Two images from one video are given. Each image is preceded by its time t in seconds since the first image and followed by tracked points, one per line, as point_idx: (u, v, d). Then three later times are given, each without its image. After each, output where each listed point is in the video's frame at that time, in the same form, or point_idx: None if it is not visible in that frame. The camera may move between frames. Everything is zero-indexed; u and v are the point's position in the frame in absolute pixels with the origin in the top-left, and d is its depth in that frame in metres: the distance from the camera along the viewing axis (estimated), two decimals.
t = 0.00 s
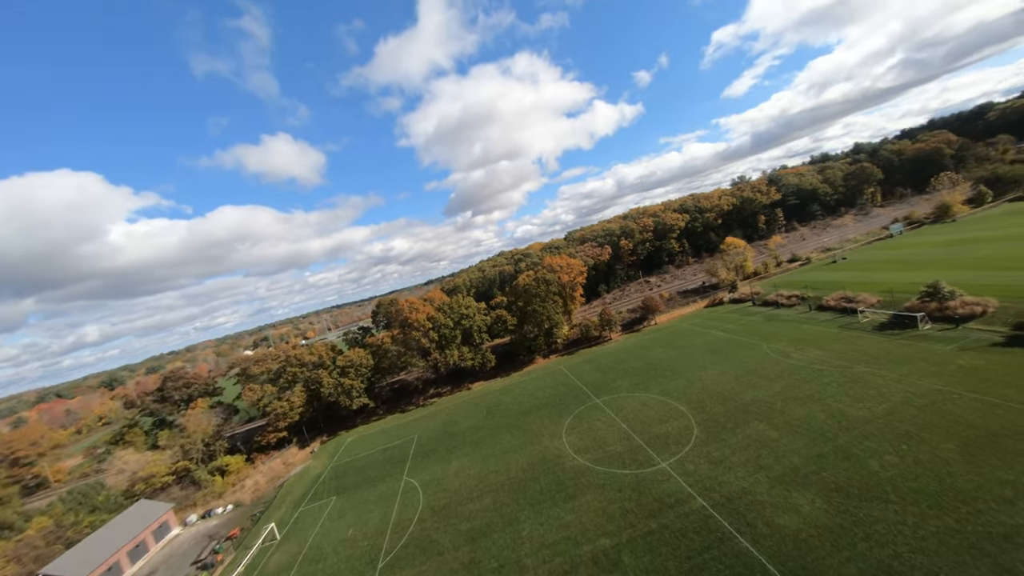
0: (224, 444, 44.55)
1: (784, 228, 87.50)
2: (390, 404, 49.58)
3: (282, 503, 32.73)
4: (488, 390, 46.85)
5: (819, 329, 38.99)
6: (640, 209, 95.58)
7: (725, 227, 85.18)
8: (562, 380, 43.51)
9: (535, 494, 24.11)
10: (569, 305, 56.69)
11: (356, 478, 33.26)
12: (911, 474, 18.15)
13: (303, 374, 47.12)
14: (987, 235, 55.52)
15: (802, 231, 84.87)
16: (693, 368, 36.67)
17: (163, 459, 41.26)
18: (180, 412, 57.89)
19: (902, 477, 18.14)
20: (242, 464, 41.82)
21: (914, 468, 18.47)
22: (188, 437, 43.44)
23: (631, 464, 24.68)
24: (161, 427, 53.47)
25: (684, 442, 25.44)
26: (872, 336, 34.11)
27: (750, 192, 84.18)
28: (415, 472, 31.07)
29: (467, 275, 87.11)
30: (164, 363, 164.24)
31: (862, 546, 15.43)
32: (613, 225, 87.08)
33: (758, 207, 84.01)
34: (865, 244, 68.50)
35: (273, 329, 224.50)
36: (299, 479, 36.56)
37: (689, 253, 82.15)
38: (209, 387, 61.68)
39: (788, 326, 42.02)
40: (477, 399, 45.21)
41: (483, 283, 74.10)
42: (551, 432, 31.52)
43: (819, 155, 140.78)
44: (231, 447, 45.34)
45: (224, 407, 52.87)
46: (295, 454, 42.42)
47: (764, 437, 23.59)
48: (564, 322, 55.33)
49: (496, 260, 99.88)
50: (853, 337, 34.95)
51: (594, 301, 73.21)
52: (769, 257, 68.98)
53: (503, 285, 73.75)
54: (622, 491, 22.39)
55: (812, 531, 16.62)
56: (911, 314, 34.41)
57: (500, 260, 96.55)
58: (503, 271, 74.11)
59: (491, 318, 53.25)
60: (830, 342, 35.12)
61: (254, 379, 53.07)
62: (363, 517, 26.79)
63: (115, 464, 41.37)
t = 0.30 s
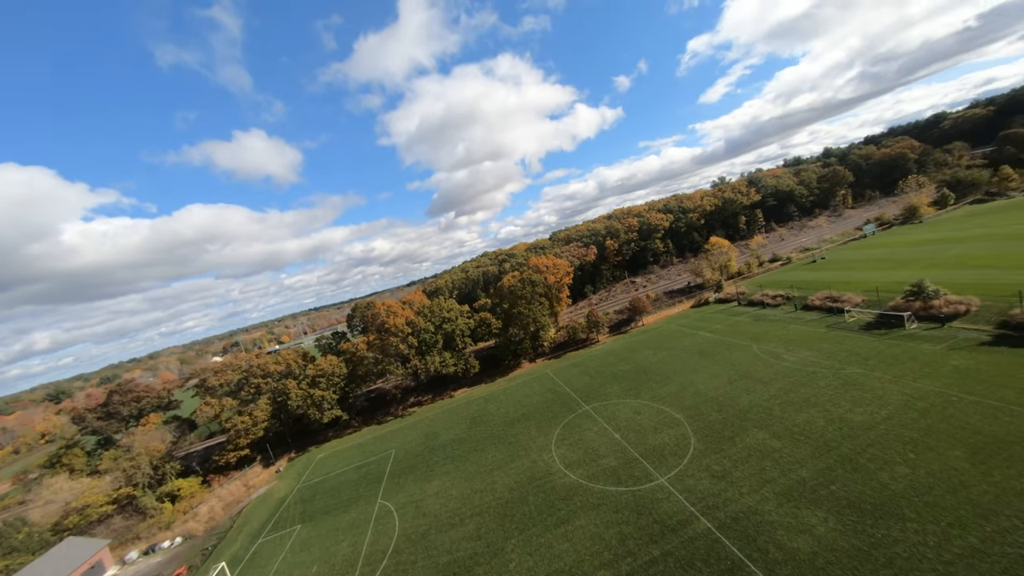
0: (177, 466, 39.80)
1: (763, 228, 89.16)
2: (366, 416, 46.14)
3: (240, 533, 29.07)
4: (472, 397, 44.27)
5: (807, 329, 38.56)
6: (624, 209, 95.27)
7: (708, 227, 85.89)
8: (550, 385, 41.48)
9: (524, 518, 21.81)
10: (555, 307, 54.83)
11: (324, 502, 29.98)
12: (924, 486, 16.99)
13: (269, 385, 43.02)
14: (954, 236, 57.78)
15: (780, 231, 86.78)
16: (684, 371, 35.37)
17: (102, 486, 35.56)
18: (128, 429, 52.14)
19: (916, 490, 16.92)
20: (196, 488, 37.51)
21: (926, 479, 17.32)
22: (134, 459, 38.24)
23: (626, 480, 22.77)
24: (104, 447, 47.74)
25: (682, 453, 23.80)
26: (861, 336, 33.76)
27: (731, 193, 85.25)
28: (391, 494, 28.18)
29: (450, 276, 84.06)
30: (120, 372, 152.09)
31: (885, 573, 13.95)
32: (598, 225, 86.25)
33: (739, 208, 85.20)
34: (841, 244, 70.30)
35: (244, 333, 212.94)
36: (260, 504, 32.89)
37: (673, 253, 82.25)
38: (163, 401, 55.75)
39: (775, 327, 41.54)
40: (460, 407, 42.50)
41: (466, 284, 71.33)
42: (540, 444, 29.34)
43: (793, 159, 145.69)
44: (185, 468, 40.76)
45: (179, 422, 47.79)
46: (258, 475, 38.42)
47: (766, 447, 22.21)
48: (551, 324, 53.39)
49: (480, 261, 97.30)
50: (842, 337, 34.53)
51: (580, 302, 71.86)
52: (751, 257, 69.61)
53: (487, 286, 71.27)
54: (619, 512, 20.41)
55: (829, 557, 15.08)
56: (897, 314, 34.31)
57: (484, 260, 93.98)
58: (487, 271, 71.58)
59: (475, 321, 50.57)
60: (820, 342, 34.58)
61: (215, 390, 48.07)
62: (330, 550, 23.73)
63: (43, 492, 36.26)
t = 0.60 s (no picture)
0: (116, 493, 34.64)
1: (745, 232, 90.58)
2: (339, 429, 42.62)
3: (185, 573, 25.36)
4: (454, 408, 41.57)
5: (797, 333, 37.98)
6: (610, 212, 94.78)
7: (692, 230, 86.41)
8: (537, 394, 39.33)
9: (511, 550, 19.45)
10: (542, 310, 52.87)
11: (285, 533, 26.63)
12: (941, 507, 15.78)
13: (228, 399, 38.73)
14: (926, 240, 59.79)
15: (761, 234, 88.32)
16: (676, 378, 33.97)
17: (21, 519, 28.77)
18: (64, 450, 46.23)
19: (935, 512, 15.64)
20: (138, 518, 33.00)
21: (943, 498, 16.11)
22: (66, 487, 31.51)
23: (623, 503, 20.79)
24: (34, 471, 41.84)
25: (681, 470, 22.06)
26: (852, 340, 33.26)
27: (714, 197, 86.09)
28: (362, 522, 25.23)
29: (432, 278, 80.95)
30: (71, 382, 139.93)
31: None
32: (584, 227, 85.26)
33: (722, 211, 86.12)
34: (819, 248, 71.85)
35: (214, 338, 201.47)
36: (213, 535, 29.12)
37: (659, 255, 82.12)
38: (108, 416, 50.30)
39: (765, 330, 40.92)
40: (441, 419, 39.72)
41: (449, 286, 68.47)
42: (527, 461, 27.07)
43: (769, 165, 150.36)
44: (128, 494, 36.01)
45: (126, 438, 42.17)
46: (213, 501, 34.38)
47: (769, 462, 20.74)
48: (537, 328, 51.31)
49: (463, 263, 94.59)
50: (833, 341, 33.96)
51: (567, 305, 70.36)
52: (735, 259, 70.05)
53: (471, 288, 68.69)
54: (617, 541, 18.38)
55: None
56: (885, 317, 34.09)
57: (467, 262, 91.21)
58: (470, 274, 68.97)
59: (457, 326, 47.84)
60: (811, 346, 33.90)
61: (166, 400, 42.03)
62: None
63: None
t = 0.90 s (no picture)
0: (39, 530, 29.63)
1: (727, 236, 91.71)
2: (307, 447, 39.00)
3: None
4: (435, 421, 38.71)
5: (787, 339, 37.30)
6: (596, 215, 94.17)
7: (677, 234, 86.68)
8: (523, 405, 37.05)
9: None
10: (528, 316, 50.73)
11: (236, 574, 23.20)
12: (965, 535, 14.45)
13: (179, 417, 34.39)
14: (900, 246, 61.45)
15: (743, 239, 89.60)
16: (669, 388, 32.45)
17: None
18: None
19: (959, 542, 14.28)
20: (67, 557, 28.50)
21: (965, 524, 14.81)
22: None
23: (619, 532, 18.75)
24: None
25: (681, 493, 20.24)
26: (843, 346, 32.65)
27: (698, 201, 86.72)
28: (326, 561, 22.20)
29: (414, 281, 77.73)
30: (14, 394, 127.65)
31: None
32: (570, 230, 84.07)
33: (705, 216, 86.82)
34: (800, 252, 73.08)
35: (180, 344, 189.58)
36: None
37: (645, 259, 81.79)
38: (42, 437, 44.59)
39: (754, 336, 40.15)
40: (421, 434, 36.81)
41: (431, 290, 65.49)
42: (513, 483, 24.72)
43: (748, 172, 154.64)
44: (54, 529, 31.11)
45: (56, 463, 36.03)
46: (156, 535, 30.17)
47: (774, 483, 19.21)
48: (524, 334, 49.10)
49: (447, 266, 91.72)
50: (825, 347, 33.29)
51: (554, 310, 68.66)
52: (720, 263, 70.23)
53: (455, 292, 65.96)
54: None
55: None
56: (874, 324, 33.74)
57: (451, 265, 88.33)
58: (454, 277, 66.19)
59: (439, 333, 44.90)
60: (803, 353, 33.10)
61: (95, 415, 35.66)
62: None
63: None
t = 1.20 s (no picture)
0: None
1: (710, 242, 92.76)
2: (270, 472, 35.15)
3: None
4: (413, 439, 35.66)
5: (778, 347, 36.50)
6: (582, 220, 93.46)
7: (662, 239, 86.78)
8: (509, 420, 34.57)
9: None
10: (514, 323, 48.47)
11: None
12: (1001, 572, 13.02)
13: (115, 443, 29.73)
14: (876, 253, 63.05)
15: (725, 245, 90.80)
16: (662, 401, 30.78)
17: None
18: None
19: None
20: None
21: (999, 560, 13.39)
22: None
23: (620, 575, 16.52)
24: None
25: (685, 524, 18.27)
26: (836, 354, 31.97)
27: (682, 207, 87.33)
28: None
29: (395, 287, 74.28)
30: None
31: None
32: (556, 234, 82.81)
33: (689, 222, 87.46)
34: (781, 258, 74.21)
35: (141, 353, 176.79)
36: None
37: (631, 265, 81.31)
38: None
39: (745, 344, 39.22)
40: (397, 454, 33.68)
41: (412, 296, 62.35)
42: (499, 514, 22.18)
43: (727, 180, 159.03)
44: None
45: None
46: None
47: (785, 511, 17.53)
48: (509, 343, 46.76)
49: (430, 270, 88.69)
50: (818, 355, 32.50)
51: (540, 316, 66.75)
52: (705, 269, 70.34)
53: (437, 298, 63.08)
54: None
55: None
56: (865, 331, 33.35)
57: (434, 270, 85.47)
58: (436, 282, 63.27)
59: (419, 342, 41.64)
60: (797, 361, 32.15)
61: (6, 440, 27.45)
62: None
63: None
